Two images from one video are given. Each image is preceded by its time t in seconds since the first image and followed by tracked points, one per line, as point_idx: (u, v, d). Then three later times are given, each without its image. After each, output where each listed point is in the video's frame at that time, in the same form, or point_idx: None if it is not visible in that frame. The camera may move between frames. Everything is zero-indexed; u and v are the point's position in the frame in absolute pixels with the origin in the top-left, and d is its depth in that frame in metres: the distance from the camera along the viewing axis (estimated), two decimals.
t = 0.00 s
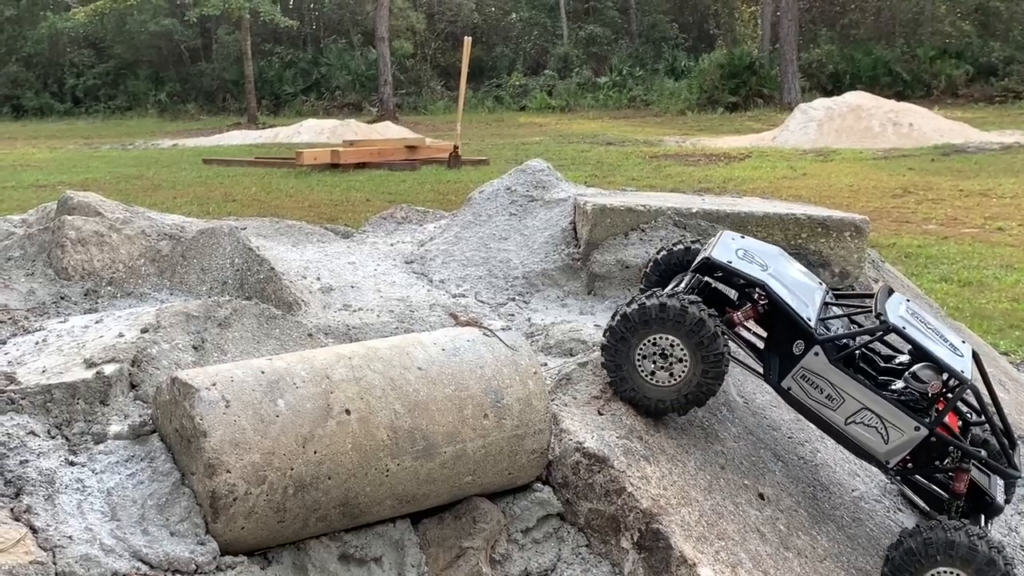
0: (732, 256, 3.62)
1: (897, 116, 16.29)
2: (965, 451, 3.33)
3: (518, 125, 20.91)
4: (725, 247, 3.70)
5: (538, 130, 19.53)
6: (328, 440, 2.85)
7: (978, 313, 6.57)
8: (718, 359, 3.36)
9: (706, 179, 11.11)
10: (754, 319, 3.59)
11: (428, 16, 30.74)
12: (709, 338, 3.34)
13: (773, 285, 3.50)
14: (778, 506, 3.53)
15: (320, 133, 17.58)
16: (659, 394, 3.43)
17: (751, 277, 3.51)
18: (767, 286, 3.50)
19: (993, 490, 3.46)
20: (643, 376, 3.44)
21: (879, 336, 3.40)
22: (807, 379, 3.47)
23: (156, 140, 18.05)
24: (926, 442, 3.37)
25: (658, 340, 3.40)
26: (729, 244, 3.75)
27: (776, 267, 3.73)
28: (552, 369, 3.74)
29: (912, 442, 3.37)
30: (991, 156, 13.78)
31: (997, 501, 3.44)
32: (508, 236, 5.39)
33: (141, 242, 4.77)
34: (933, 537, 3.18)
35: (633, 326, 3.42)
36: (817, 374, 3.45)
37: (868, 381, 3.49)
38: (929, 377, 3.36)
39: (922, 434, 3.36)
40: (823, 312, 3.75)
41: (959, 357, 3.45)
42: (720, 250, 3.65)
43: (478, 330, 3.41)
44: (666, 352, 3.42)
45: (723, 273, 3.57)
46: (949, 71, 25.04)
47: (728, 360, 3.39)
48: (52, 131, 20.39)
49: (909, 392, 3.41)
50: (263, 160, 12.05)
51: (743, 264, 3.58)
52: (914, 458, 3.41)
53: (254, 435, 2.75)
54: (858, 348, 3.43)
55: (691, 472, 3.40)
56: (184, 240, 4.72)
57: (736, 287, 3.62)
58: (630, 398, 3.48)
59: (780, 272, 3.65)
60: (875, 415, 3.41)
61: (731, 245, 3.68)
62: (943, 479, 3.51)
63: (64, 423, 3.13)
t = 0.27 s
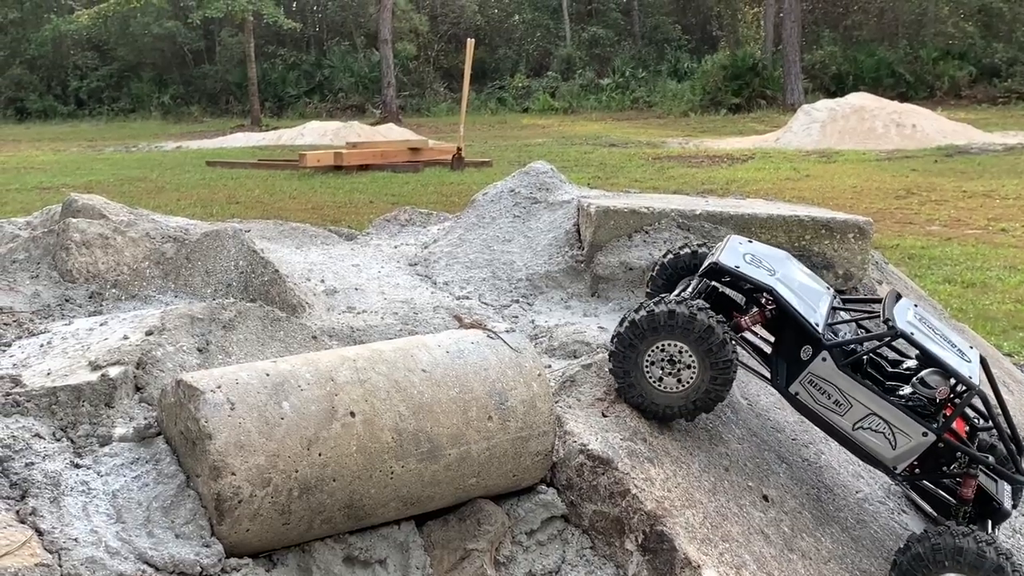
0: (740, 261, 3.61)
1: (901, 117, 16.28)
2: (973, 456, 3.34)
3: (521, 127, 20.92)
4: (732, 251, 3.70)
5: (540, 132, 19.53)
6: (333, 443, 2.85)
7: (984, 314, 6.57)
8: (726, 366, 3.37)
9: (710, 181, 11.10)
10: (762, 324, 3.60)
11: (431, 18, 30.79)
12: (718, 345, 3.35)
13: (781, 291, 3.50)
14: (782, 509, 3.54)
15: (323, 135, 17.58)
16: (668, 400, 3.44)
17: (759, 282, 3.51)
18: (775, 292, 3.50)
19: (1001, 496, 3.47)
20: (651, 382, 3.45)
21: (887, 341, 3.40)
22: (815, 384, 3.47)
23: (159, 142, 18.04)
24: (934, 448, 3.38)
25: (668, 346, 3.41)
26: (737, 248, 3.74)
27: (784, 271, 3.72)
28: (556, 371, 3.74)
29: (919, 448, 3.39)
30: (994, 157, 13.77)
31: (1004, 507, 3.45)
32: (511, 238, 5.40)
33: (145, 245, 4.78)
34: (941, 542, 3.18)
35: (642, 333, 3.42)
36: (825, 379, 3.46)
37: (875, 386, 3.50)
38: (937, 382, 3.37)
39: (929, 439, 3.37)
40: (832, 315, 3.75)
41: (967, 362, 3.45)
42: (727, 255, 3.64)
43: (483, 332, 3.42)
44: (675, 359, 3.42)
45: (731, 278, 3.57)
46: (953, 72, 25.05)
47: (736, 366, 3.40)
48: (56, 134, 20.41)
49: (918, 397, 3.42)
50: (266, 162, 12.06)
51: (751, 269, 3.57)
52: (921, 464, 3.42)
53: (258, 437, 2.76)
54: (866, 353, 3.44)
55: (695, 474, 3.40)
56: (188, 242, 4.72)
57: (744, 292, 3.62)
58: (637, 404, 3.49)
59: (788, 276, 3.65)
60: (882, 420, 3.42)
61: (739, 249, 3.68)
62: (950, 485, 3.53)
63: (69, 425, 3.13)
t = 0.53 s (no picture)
0: (743, 264, 3.61)
1: (903, 118, 16.26)
2: (977, 459, 3.34)
3: (523, 128, 20.90)
4: (735, 255, 3.70)
5: (543, 133, 19.54)
6: (337, 446, 2.85)
7: (987, 316, 6.55)
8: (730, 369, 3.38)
9: (713, 182, 11.09)
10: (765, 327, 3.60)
11: (433, 20, 30.79)
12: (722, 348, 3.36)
13: (784, 294, 3.50)
14: (787, 511, 3.53)
15: (325, 137, 17.59)
16: (672, 404, 3.44)
17: (762, 285, 3.52)
18: (778, 295, 3.50)
19: (1005, 498, 3.46)
20: (655, 385, 3.45)
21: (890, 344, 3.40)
22: (819, 387, 3.47)
23: (161, 144, 18.05)
24: (938, 450, 3.38)
25: (671, 350, 3.41)
26: (739, 251, 3.74)
27: (786, 273, 3.72)
28: (559, 374, 3.74)
29: (923, 450, 3.39)
30: (997, 158, 13.76)
31: (1008, 510, 3.44)
32: (514, 240, 5.40)
33: (148, 247, 4.79)
34: (945, 545, 3.18)
35: (646, 336, 3.42)
36: (829, 382, 3.46)
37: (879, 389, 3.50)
38: (941, 385, 3.36)
39: (934, 442, 3.37)
40: (834, 319, 3.74)
41: (971, 365, 3.45)
42: (730, 258, 3.65)
43: (486, 335, 3.43)
44: (679, 362, 3.43)
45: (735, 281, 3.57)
46: (955, 73, 25.03)
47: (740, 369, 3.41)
48: (59, 135, 20.44)
49: (922, 400, 3.41)
50: (268, 164, 12.06)
51: (753, 271, 3.58)
52: (925, 467, 3.42)
53: (262, 440, 2.76)
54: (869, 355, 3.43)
55: (699, 476, 3.40)
56: (191, 244, 4.72)
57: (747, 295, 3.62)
58: (642, 408, 3.49)
59: (791, 279, 3.65)
60: (886, 423, 3.42)
61: (742, 253, 3.68)
62: (954, 487, 3.52)
63: (72, 427, 3.14)
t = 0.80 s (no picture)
0: (738, 262, 3.62)
1: (904, 119, 16.25)
2: (973, 456, 3.34)
3: (524, 129, 20.90)
4: (730, 253, 3.70)
5: (545, 134, 19.54)
6: (338, 448, 2.85)
7: (988, 317, 6.54)
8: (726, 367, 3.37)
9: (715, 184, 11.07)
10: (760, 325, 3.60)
11: (434, 21, 30.78)
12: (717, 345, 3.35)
13: (778, 292, 3.50)
14: (788, 512, 3.53)
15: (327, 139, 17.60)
16: (669, 402, 3.44)
17: (756, 283, 3.51)
18: (773, 293, 3.50)
19: (1001, 495, 3.46)
20: (651, 384, 3.45)
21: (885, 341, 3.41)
22: (815, 386, 3.47)
23: (163, 146, 18.05)
24: (934, 448, 3.38)
25: (667, 348, 3.41)
26: (734, 249, 3.74)
27: (782, 272, 3.72)
28: (560, 376, 3.75)
29: (919, 448, 3.39)
30: (999, 158, 13.75)
31: (1005, 507, 3.44)
32: (515, 242, 5.41)
33: (150, 249, 4.79)
34: (937, 542, 3.18)
35: (642, 335, 3.42)
36: (825, 380, 3.46)
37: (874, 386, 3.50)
38: (937, 382, 3.37)
39: (929, 439, 3.37)
40: (830, 316, 3.74)
41: (966, 362, 3.45)
42: (725, 257, 3.64)
43: (488, 337, 3.43)
44: (674, 361, 3.42)
45: (729, 279, 3.57)
46: (957, 74, 25.02)
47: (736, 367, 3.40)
48: (61, 138, 20.46)
49: (918, 398, 3.42)
50: (270, 166, 12.07)
51: (748, 270, 3.58)
52: (921, 464, 3.42)
53: (263, 442, 2.76)
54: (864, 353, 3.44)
55: (700, 477, 3.40)
56: (193, 246, 4.74)
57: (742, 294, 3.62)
58: (638, 407, 3.49)
59: (786, 277, 3.65)
60: (882, 421, 3.42)
61: (737, 251, 3.69)
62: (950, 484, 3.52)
63: (74, 430, 3.14)
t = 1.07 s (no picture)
0: (728, 260, 3.62)
1: (906, 120, 16.24)
2: (966, 451, 3.33)
3: (525, 131, 20.88)
4: (720, 252, 3.70)
5: (546, 136, 19.53)
6: (338, 450, 2.85)
7: (989, 319, 6.54)
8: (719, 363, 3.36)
9: (715, 185, 11.08)
10: (751, 323, 3.60)
11: (435, 23, 30.74)
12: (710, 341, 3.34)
13: (769, 289, 3.51)
14: (788, 514, 3.53)
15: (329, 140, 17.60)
16: (661, 399, 3.43)
17: (747, 280, 3.52)
18: (763, 290, 3.50)
19: (994, 491, 3.44)
20: (644, 381, 3.44)
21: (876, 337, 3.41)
22: (807, 382, 3.46)
23: (164, 148, 18.06)
24: (926, 443, 3.37)
25: (659, 345, 3.40)
26: (725, 248, 3.75)
27: (772, 269, 3.72)
28: (560, 379, 3.75)
29: (911, 443, 3.37)
30: (1000, 160, 13.73)
31: (998, 502, 3.42)
32: (516, 244, 5.42)
33: (151, 252, 4.80)
34: (932, 538, 3.17)
35: (633, 333, 3.41)
36: (816, 377, 3.45)
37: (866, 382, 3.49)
38: (928, 377, 3.36)
39: (921, 435, 3.36)
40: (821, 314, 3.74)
41: (957, 357, 3.45)
42: (715, 255, 3.65)
43: (488, 339, 3.43)
44: (666, 358, 3.42)
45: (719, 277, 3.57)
46: (958, 75, 25.02)
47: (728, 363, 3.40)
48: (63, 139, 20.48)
49: (909, 393, 3.41)
50: (272, 168, 12.08)
51: (738, 268, 3.58)
52: (913, 460, 3.40)
53: (264, 445, 2.76)
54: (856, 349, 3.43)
55: (701, 479, 3.40)
56: (194, 249, 4.74)
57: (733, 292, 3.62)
58: (631, 404, 3.48)
59: (776, 275, 3.65)
60: (874, 416, 3.41)
61: (727, 249, 3.69)
62: (944, 480, 3.50)
63: (74, 433, 3.14)
